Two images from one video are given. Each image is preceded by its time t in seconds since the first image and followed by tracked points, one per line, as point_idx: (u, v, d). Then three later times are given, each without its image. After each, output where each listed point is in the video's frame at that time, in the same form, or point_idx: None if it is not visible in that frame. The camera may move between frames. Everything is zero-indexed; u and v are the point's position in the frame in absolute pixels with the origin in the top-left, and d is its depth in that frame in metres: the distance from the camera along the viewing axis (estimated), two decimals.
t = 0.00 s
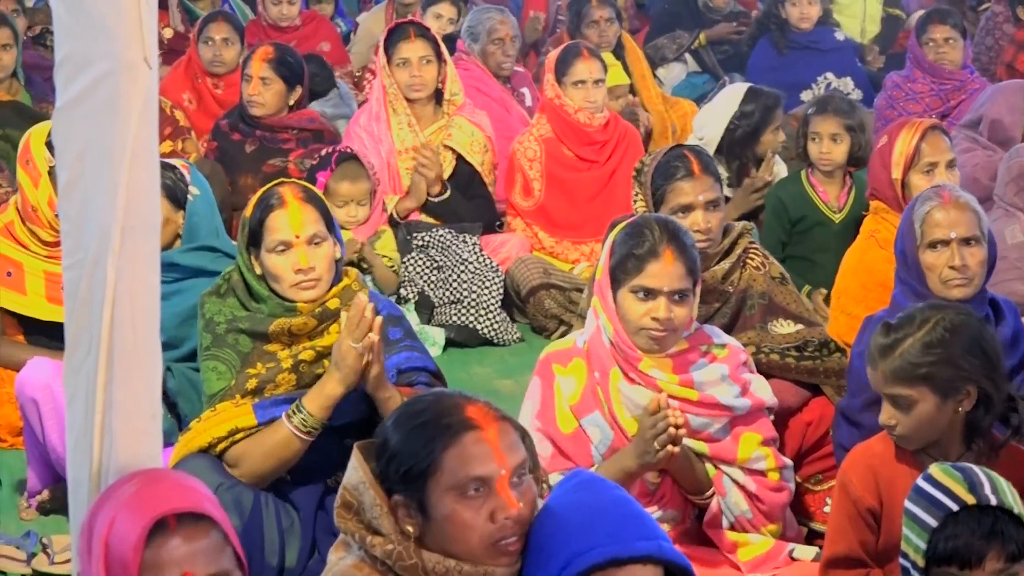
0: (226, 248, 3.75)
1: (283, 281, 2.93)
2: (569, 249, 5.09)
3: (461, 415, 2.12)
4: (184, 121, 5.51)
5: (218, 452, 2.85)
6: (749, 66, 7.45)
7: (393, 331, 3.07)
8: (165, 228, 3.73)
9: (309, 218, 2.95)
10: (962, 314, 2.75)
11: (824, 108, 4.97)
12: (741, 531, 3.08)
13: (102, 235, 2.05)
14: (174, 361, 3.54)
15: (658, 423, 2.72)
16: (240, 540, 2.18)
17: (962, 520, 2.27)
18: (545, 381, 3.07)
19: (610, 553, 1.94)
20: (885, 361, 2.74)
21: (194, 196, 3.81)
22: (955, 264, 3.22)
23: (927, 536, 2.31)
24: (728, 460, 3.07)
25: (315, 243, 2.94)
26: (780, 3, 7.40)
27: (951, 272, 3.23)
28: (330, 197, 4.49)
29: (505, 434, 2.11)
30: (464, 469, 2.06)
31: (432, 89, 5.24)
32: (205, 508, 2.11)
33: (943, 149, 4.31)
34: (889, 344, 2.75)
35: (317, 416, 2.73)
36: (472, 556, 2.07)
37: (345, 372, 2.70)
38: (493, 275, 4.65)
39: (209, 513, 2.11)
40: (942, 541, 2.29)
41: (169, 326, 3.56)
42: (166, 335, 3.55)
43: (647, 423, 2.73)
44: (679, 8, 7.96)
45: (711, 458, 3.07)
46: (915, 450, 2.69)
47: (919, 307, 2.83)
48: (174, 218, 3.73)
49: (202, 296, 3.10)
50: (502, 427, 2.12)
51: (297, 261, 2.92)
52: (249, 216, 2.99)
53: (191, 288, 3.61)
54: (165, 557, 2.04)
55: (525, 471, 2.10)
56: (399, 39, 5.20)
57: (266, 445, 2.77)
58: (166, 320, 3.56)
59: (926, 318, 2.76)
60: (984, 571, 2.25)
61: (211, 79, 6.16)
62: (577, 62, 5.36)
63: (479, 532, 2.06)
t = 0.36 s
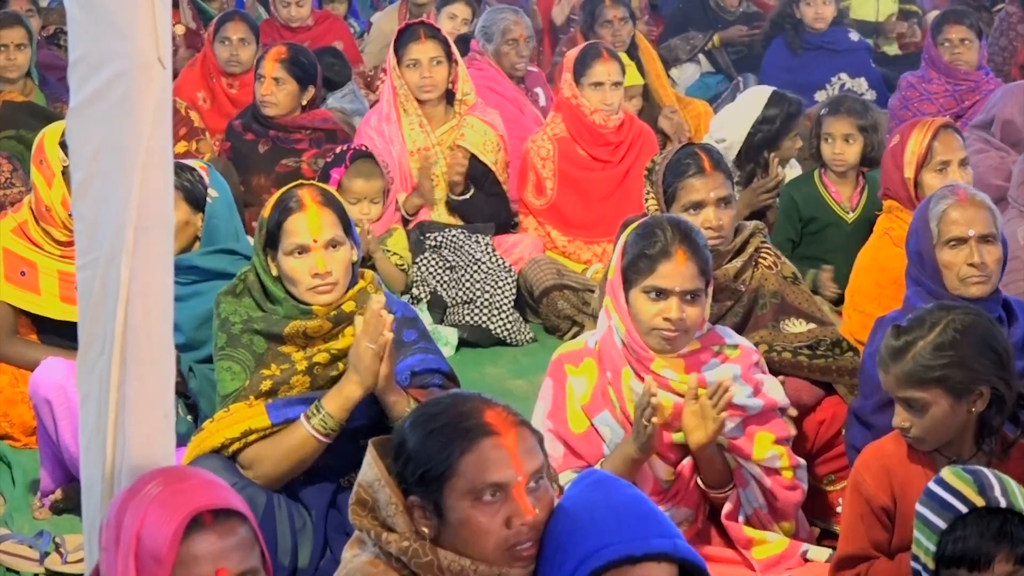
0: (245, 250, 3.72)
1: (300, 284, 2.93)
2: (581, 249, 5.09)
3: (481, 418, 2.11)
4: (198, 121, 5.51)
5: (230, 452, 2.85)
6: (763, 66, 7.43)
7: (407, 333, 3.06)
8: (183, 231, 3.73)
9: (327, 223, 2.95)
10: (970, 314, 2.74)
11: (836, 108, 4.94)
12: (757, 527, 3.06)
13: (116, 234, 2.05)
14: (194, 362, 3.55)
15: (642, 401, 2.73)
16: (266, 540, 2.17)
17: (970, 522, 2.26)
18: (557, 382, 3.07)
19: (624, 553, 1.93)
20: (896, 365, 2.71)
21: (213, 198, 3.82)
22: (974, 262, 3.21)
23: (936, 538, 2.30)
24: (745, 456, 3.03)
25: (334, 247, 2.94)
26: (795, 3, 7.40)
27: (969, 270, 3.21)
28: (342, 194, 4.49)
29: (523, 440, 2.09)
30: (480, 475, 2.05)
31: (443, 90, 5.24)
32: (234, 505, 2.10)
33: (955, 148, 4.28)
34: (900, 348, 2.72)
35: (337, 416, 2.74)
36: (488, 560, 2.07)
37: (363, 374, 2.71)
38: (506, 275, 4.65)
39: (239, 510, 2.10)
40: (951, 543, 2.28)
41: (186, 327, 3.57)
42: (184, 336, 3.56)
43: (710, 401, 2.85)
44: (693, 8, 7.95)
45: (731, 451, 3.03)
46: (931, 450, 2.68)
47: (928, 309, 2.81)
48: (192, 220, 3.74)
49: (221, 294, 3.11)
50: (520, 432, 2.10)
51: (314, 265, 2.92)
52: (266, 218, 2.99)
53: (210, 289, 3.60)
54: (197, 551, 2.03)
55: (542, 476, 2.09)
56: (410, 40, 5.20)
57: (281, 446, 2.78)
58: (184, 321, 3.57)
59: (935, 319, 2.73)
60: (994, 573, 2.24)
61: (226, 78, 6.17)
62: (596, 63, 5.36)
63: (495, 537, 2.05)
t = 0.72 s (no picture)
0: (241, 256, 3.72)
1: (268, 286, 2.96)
2: (581, 253, 5.08)
3: (474, 421, 2.10)
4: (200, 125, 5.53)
5: (230, 454, 2.85)
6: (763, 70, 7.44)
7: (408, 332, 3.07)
8: (179, 237, 3.72)
9: (284, 224, 2.95)
10: (977, 319, 2.74)
11: (836, 112, 4.94)
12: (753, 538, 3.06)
13: (117, 237, 2.06)
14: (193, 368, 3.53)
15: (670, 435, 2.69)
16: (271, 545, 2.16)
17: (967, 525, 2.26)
18: (556, 388, 3.06)
19: (619, 562, 1.94)
20: (902, 371, 2.72)
21: (209, 205, 3.86)
22: (996, 267, 3.22)
23: (933, 541, 2.30)
24: (742, 467, 3.04)
25: (292, 249, 2.94)
26: (795, 6, 7.40)
27: (990, 275, 3.21)
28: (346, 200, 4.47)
29: (517, 442, 2.09)
30: (474, 477, 2.05)
31: (444, 92, 5.25)
32: (241, 507, 2.10)
33: (955, 151, 4.29)
34: (906, 353, 2.73)
35: (324, 413, 2.72)
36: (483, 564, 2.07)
37: (347, 368, 2.69)
38: (505, 278, 4.65)
39: (246, 513, 2.09)
40: (948, 546, 2.28)
41: (185, 334, 3.55)
42: (184, 342, 3.55)
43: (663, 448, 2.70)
44: (694, 12, 7.97)
45: (727, 464, 3.04)
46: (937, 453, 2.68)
47: (933, 313, 2.81)
48: (188, 226, 3.73)
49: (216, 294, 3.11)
50: (514, 434, 2.10)
51: (270, 268, 2.94)
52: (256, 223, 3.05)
53: (210, 296, 3.61)
54: (205, 552, 2.01)
55: (537, 478, 2.10)
56: (410, 42, 5.23)
57: (272, 445, 2.76)
58: (183, 328, 3.55)
59: (942, 324, 2.74)
60: None
61: (229, 82, 6.17)
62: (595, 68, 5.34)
63: (490, 540, 2.06)
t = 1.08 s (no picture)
0: (224, 265, 3.68)
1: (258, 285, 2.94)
2: (570, 261, 5.11)
3: (466, 432, 2.09)
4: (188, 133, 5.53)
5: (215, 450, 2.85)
6: (751, 76, 7.46)
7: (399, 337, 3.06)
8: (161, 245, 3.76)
9: (274, 229, 2.94)
10: (976, 326, 2.75)
11: (825, 121, 4.93)
12: (748, 537, 3.04)
13: (105, 244, 2.05)
14: (177, 376, 3.55)
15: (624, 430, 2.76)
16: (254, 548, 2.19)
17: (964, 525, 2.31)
18: (546, 394, 3.07)
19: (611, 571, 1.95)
20: (900, 375, 2.72)
21: (193, 212, 3.84)
22: None
23: (929, 542, 2.34)
24: (737, 468, 3.01)
25: (281, 255, 2.93)
26: (783, 14, 7.47)
27: (1017, 285, 3.23)
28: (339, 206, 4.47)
29: (509, 453, 2.08)
30: (467, 487, 2.04)
31: (430, 98, 5.25)
32: (226, 515, 2.12)
33: (945, 159, 4.24)
34: (905, 358, 2.73)
35: (321, 411, 2.73)
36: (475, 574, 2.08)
37: (351, 370, 2.73)
38: (495, 286, 4.67)
39: (230, 520, 2.12)
40: (945, 546, 2.32)
41: (169, 341, 3.55)
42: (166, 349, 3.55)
43: (719, 426, 2.83)
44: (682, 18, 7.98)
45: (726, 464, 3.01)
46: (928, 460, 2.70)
47: (931, 318, 2.81)
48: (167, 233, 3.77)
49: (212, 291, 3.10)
50: (506, 446, 2.09)
51: (259, 273, 2.93)
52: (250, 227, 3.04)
53: (191, 304, 3.58)
54: (188, 561, 2.05)
55: (528, 488, 2.10)
56: (396, 48, 5.23)
57: (261, 441, 2.77)
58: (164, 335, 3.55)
59: (942, 329, 2.74)
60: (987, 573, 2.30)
61: (217, 90, 6.18)
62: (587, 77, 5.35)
63: (481, 550, 2.06)
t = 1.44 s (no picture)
0: (213, 270, 3.71)
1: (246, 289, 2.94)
2: (561, 261, 5.10)
3: (451, 432, 2.10)
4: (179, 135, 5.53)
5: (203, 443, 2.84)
6: (742, 78, 7.48)
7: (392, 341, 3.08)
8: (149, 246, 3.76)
9: (253, 233, 2.94)
10: (980, 329, 2.80)
11: (817, 124, 4.92)
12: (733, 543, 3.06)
13: (96, 245, 2.05)
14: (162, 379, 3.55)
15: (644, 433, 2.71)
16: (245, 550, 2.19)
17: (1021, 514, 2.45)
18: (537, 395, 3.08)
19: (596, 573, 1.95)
20: (907, 367, 2.74)
21: (183, 216, 3.86)
22: None
23: (984, 529, 2.46)
24: (721, 474, 3.04)
25: (259, 260, 2.93)
26: (773, 15, 7.47)
27: None
28: (343, 205, 4.47)
29: (495, 452, 2.09)
30: (452, 486, 2.05)
31: (421, 99, 5.27)
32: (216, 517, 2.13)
33: (934, 160, 4.24)
34: (911, 351, 2.76)
35: (297, 398, 2.70)
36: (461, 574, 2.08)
37: (320, 354, 2.67)
38: (485, 287, 4.66)
39: (221, 522, 2.13)
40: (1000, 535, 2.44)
41: (159, 344, 3.57)
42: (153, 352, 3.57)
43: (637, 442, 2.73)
44: (672, 21, 7.99)
45: (706, 470, 3.04)
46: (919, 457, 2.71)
47: (934, 319, 2.85)
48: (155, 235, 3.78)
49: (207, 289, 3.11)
50: (492, 445, 2.10)
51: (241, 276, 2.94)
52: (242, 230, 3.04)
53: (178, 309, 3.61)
54: (177, 564, 2.05)
55: (515, 489, 2.10)
56: (386, 49, 5.23)
57: (243, 430, 2.75)
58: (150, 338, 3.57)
59: (948, 328, 2.78)
60: None
61: (206, 91, 6.18)
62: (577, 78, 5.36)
63: (468, 550, 2.06)
